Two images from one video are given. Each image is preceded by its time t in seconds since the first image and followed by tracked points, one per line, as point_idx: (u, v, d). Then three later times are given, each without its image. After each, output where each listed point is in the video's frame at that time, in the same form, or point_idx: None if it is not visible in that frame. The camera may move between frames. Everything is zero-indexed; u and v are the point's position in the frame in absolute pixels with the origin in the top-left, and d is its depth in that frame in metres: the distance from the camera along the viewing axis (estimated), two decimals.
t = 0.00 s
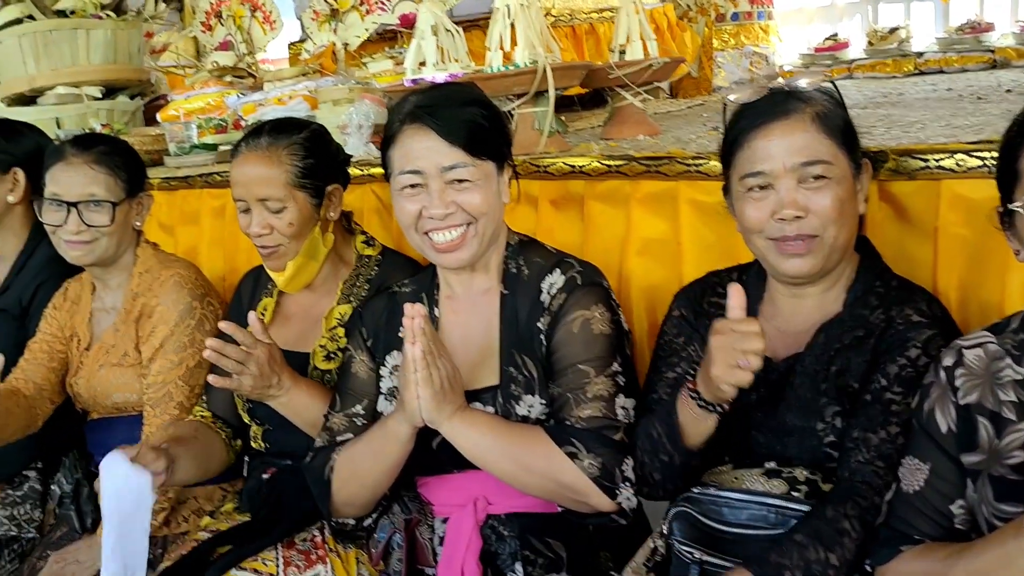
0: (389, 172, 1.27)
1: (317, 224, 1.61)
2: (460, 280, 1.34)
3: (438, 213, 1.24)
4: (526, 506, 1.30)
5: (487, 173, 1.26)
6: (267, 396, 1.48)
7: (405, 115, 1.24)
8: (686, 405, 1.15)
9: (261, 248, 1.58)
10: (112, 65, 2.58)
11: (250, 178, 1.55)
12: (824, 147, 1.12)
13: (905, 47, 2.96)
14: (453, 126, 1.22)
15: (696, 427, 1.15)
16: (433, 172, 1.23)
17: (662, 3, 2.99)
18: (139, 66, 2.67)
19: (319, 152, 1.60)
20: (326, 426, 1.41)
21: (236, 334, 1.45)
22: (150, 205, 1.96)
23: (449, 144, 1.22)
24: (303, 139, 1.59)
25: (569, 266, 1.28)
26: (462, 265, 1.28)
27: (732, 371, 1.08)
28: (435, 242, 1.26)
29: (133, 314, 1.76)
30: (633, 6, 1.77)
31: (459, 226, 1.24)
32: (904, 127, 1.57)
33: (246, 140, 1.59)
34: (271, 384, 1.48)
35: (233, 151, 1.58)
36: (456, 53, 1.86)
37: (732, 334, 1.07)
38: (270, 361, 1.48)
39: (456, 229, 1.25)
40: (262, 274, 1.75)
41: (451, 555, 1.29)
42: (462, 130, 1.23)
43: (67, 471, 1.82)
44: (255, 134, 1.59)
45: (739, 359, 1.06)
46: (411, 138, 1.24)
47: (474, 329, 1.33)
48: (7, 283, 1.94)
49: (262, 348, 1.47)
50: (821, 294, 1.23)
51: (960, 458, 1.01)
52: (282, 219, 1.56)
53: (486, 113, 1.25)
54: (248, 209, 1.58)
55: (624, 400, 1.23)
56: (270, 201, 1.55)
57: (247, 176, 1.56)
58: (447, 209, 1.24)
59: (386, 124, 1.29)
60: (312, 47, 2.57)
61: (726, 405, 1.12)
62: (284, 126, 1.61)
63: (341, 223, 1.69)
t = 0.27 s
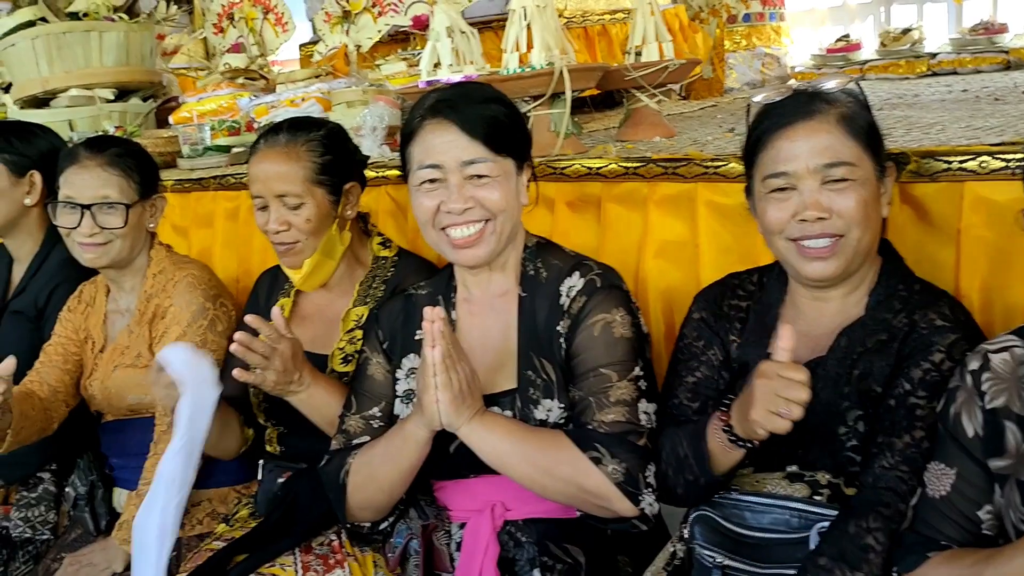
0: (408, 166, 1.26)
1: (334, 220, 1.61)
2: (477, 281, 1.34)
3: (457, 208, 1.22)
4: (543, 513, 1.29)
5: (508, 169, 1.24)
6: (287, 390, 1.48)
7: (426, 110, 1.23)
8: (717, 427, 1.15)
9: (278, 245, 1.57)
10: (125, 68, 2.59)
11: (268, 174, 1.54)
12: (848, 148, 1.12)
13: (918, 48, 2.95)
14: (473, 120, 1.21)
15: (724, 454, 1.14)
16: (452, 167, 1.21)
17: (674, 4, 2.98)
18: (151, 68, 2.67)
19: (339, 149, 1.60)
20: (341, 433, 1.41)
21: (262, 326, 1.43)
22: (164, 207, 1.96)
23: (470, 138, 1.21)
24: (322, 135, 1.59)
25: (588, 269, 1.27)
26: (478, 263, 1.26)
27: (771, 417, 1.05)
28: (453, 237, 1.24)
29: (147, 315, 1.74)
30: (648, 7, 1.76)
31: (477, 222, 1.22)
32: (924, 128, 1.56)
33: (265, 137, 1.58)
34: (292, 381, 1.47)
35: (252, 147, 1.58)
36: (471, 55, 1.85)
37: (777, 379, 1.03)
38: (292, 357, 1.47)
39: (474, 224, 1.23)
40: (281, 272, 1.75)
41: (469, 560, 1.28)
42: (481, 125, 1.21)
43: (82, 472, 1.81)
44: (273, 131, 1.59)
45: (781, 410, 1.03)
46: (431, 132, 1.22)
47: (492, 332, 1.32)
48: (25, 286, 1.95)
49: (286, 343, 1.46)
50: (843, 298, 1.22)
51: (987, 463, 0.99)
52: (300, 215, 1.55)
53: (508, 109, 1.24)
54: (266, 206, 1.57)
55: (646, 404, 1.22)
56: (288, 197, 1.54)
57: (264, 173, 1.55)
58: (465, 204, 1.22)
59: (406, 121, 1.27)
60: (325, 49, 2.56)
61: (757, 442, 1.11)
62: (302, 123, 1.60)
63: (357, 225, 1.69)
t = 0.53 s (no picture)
0: (431, 161, 1.21)
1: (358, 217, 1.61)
2: (498, 286, 1.33)
3: (480, 201, 1.17)
4: (565, 521, 1.27)
5: (533, 165, 1.19)
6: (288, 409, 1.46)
7: (452, 104, 1.18)
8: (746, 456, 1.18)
9: (301, 238, 1.58)
10: (138, 70, 2.59)
11: (294, 167, 1.55)
12: (875, 150, 1.10)
13: (934, 48, 2.93)
14: (498, 113, 1.16)
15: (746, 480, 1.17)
16: (476, 161, 1.16)
17: (689, 5, 2.96)
18: (165, 70, 2.67)
19: (363, 144, 1.61)
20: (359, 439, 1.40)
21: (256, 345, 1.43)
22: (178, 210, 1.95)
23: (495, 131, 1.16)
24: (348, 130, 1.59)
25: (610, 274, 1.26)
26: (500, 260, 1.21)
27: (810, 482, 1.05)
28: (474, 233, 1.20)
29: (160, 318, 1.72)
30: (667, 8, 1.75)
31: (500, 217, 1.17)
32: (947, 130, 1.54)
33: (291, 131, 1.60)
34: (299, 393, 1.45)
35: (279, 141, 1.59)
36: (489, 56, 1.84)
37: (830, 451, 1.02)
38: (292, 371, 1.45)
39: (497, 220, 1.18)
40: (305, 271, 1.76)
41: (489, 569, 1.27)
42: (507, 119, 1.16)
43: (98, 475, 1.80)
44: (301, 126, 1.60)
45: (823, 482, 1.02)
46: (456, 125, 1.18)
47: (514, 336, 1.32)
48: (40, 288, 1.95)
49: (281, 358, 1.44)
50: (869, 303, 1.21)
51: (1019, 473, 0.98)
52: (323, 209, 1.55)
53: (534, 104, 1.19)
54: (290, 199, 1.57)
55: (671, 412, 1.21)
56: (313, 189, 1.54)
57: (291, 166, 1.56)
58: (489, 198, 1.16)
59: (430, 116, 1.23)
60: (338, 51, 2.56)
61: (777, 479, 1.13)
62: (328, 119, 1.61)
63: (378, 226, 1.68)
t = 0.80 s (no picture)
0: (458, 155, 1.19)
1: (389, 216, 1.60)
2: (520, 289, 1.32)
3: (506, 197, 1.14)
4: (588, 529, 1.26)
5: (562, 163, 1.16)
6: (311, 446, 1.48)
7: (482, 99, 1.17)
8: (771, 490, 1.17)
9: (330, 234, 1.55)
10: (152, 70, 2.58)
11: (328, 161, 1.53)
12: (909, 151, 1.08)
13: (953, 47, 2.90)
14: (528, 108, 1.14)
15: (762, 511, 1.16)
16: (504, 156, 1.14)
17: (705, 4, 2.94)
18: (179, 70, 2.66)
19: (398, 143, 1.60)
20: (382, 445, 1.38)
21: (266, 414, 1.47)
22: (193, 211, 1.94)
23: (524, 125, 1.13)
24: (383, 129, 1.59)
25: (636, 278, 1.25)
26: (524, 259, 1.18)
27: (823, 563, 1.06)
28: (499, 229, 1.17)
29: (176, 319, 1.70)
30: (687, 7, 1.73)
31: (526, 214, 1.14)
32: (975, 131, 1.52)
33: (328, 126, 1.58)
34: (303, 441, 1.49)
35: (314, 135, 1.57)
36: (507, 56, 1.83)
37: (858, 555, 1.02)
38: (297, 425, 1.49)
39: (523, 216, 1.16)
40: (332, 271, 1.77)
41: None
42: (536, 115, 1.14)
43: (113, 479, 1.79)
44: (336, 122, 1.59)
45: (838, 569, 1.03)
46: (485, 119, 1.16)
47: (537, 341, 1.30)
48: (56, 291, 1.95)
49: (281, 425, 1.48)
50: (900, 307, 1.19)
51: None
52: (357, 206, 1.53)
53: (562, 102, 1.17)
54: (321, 193, 1.54)
55: (699, 420, 1.18)
56: (347, 184, 1.52)
57: (323, 160, 1.54)
58: (515, 193, 1.14)
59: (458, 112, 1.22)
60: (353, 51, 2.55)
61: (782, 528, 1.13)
62: (364, 116, 1.60)
63: (406, 227, 1.68)
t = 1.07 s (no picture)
0: (485, 151, 1.19)
1: (414, 216, 1.58)
2: (543, 289, 1.30)
3: (532, 194, 1.13)
4: (612, 536, 1.23)
5: (591, 161, 1.15)
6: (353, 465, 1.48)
7: (511, 94, 1.16)
8: (799, 542, 1.13)
9: (354, 231, 1.53)
10: (165, 70, 2.57)
11: (354, 158, 1.51)
12: (945, 148, 1.06)
13: (974, 46, 2.86)
14: (557, 104, 1.13)
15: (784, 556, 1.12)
16: (532, 152, 1.13)
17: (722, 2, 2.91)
18: (191, 70, 2.64)
19: (425, 142, 1.58)
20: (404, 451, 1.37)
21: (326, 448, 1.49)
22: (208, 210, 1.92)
23: (552, 121, 1.13)
24: (411, 127, 1.56)
25: (661, 280, 1.22)
26: (549, 257, 1.17)
27: None
28: (525, 226, 1.16)
29: (192, 320, 1.68)
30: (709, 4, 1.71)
31: (552, 211, 1.13)
32: (1005, 129, 1.49)
33: (354, 122, 1.56)
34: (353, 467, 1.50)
35: (340, 131, 1.56)
36: (525, 54, 1.81)
37: None
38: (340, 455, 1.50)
39: (549, 214, 1.15)
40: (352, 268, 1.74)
41: None
42: (564, 111, 1.13)
43: (128, 482, 1.76)
44: (364, 118, 1.57)
45: None
46: (513, 115, 1.15)
47: (560, 344, 1.28)
48: (69, 292, 1.93)
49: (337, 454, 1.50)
50: (933, 308, 1.17)
51: None
52: (383, 204, 1.51)
53: (593, 100, 1.16)
54: (346, 188, 1.53)
55: (723, 428, 1.16)
56: (374, 181, 1.50)
57: (348, 157, 1.52)
58: (542, 190, 1.13)
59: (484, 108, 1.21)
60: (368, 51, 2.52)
61: None
62: (391, 113, 1.58)
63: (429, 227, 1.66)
